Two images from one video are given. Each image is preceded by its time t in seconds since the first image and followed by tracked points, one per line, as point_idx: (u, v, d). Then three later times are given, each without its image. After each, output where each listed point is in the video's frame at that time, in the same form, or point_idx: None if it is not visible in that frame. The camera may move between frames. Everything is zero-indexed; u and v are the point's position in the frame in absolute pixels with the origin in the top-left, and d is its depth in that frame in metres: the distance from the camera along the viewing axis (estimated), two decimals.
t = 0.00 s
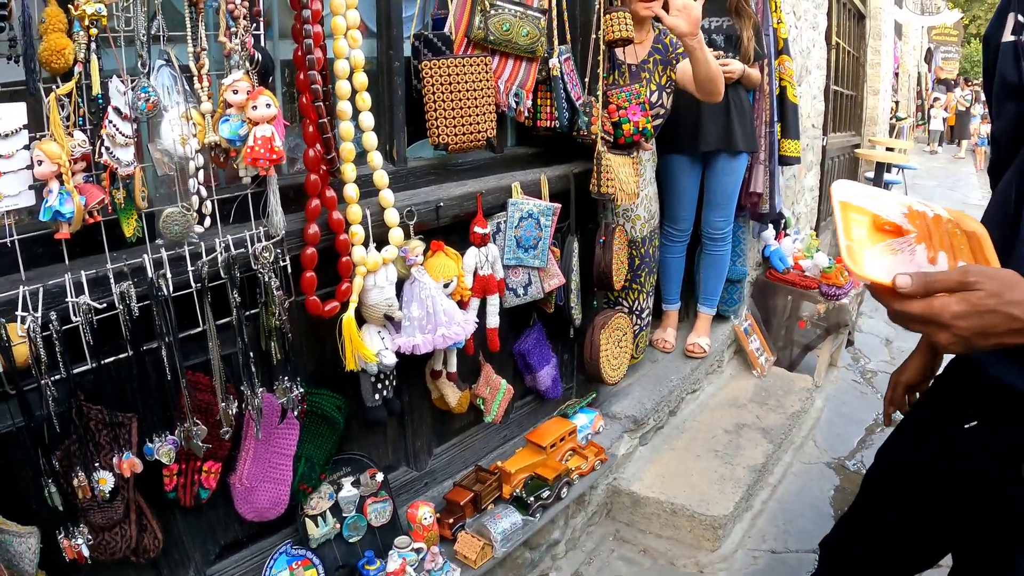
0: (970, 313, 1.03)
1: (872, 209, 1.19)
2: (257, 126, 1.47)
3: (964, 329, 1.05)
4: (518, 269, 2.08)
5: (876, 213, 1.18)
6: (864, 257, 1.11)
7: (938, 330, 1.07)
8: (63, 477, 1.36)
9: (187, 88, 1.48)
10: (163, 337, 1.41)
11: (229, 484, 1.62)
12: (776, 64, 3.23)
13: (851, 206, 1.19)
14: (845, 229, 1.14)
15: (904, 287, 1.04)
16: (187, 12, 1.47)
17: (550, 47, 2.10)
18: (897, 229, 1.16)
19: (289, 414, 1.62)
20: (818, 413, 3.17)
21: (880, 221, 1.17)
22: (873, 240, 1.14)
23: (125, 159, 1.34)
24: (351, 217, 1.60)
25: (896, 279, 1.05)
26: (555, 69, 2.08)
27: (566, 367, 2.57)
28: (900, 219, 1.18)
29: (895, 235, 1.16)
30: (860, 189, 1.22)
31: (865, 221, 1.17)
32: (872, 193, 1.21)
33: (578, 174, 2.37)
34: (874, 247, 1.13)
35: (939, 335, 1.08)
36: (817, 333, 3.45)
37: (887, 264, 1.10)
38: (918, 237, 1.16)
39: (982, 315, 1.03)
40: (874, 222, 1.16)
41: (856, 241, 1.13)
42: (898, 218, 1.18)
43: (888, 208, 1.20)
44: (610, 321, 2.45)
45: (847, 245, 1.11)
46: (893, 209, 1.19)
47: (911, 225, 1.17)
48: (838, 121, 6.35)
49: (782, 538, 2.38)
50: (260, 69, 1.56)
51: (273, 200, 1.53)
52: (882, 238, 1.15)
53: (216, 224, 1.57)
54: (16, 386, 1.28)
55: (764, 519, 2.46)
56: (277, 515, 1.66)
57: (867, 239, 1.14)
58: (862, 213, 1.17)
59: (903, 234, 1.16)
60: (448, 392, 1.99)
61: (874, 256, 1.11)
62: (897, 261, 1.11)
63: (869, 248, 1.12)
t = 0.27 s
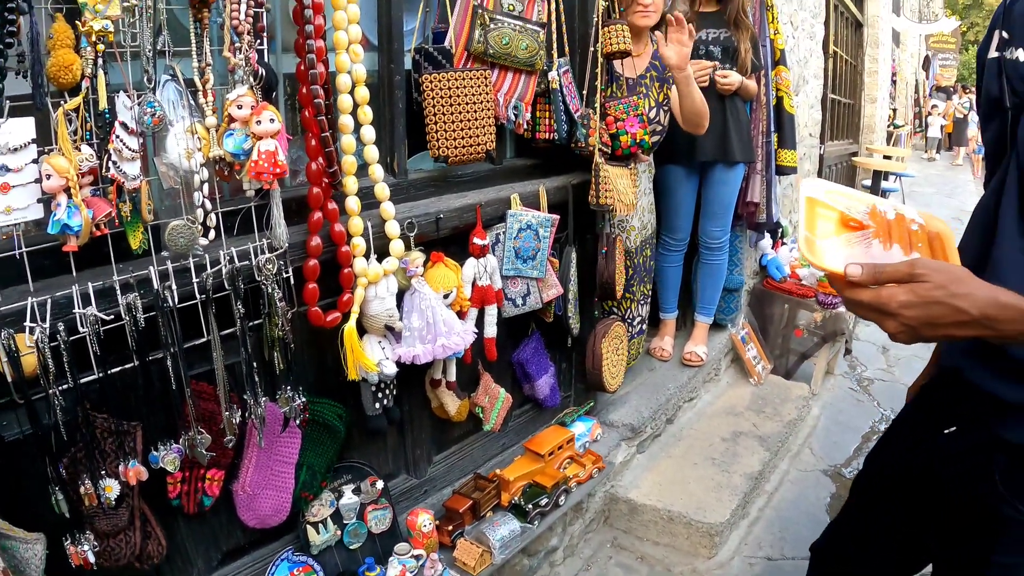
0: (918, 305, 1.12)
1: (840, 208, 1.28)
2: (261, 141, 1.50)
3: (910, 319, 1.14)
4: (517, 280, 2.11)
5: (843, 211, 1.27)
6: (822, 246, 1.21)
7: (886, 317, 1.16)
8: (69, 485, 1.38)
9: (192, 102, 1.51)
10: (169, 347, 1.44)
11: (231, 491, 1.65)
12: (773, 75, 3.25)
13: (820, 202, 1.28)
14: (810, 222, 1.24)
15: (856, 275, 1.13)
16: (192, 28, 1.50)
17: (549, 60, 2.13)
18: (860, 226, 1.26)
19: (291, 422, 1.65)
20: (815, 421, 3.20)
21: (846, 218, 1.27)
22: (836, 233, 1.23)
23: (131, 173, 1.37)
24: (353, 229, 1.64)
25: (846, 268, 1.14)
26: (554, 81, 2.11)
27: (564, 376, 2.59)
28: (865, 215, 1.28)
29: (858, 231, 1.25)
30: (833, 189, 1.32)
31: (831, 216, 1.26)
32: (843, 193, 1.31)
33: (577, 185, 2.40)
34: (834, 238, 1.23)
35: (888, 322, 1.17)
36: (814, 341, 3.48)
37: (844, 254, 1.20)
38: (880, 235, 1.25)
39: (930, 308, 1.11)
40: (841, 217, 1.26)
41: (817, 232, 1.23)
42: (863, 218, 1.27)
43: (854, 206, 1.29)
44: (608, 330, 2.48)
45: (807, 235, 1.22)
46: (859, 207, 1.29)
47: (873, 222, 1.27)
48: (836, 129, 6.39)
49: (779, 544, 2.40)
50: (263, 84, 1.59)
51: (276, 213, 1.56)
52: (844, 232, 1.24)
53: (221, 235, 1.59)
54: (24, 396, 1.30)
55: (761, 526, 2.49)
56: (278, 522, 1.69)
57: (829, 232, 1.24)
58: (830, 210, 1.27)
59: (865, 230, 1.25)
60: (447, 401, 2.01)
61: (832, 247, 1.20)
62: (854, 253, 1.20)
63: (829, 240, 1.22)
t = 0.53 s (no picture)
0: (901, 314, 1.16)
1: (834, 220, 1.32)
2: (277, 154, 1.53)
3: (893, 327, 1.18)
4: (522, 290, 2.14)
5: (837, 224, 1.31)
6: (812, 263, 1.26)
7: (871, 326, 1.21)
8: (87, 489, 1.42)
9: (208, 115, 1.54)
10: (184, 355, 1.47)
11: (242, 496, 1.68)
12: (774, 87, 3.30)
13: (814, 216, 1.32)
14: (801, 239, 1.29)
15: (842, 287, 1.19)
16: (209, 42, 1.53)
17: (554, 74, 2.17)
18: (851, 240, 1.29)
19: (302, 429, 1.68)
20: (814, 429, 3.23)
21: (838, 231, 1.30)
22: (827, 248, 1.28)
23: (150, 184, 1.40)
24: (363, 240, 1.67)
25: (834, 281, 1.20)
26: (560, 95, 2.15)
27: (567, 384, 2.62)
28: (857, 227, 1.31)
29: (848, 244, 1.29)
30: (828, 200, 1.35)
31: (824, 231, 1.31)
32: (837, 205, 1.34)
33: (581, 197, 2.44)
34: (826, 254, 1.28)
35: (872, 331, 1.21)
36: (813, 350, 3.50)
37: (834, 268, 1.26)
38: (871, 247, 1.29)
39: (912, 317, 1.16)
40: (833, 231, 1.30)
41: (808, 249, 1.28)
42: (856, 229, 1.31)
43: (848, 217, 1.32)
44: (611, 339, 2.52)
45: (798, 253, 1.27)
46: (852, 219, 1.31)
47: (864, 234, 1.30)
48: (834, 139, 6.44)
49: (779, 551, 2.43)
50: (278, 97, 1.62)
51: (290, 224, 1.59)
52: (835, 247, 1.29)
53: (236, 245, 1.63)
54: (44, 403, 1.33)
55: (761, 533, 2.52)
56: (288, 527, 1.72)
57: (820, 248, 1.29)
58: (823, 223, 1.31)
59: (856, 243, 1.29)
60: (454, 409, 2.04)
61: (822, 264, 1.26)
62: (843, 267, 1.26)
63: (820, 256, 1.27)
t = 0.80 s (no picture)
0: (910, 330, 1.19)
1: (841, 244, 1.36)
2: (300, 167, 1.57)
3: (903, 345, 1.20)
4: (532, 300, 2.19)
5: (844, 247, 1.35)
6: (824, 284, 1.29)
7: (883, 344, 1.23)
8: (112, 495, 1.45)
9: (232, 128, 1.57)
10: (208, 364, 1.50)
11: (260, 502, 1.71)
12: (776, 99, 3.37)
13: (822, 240, 1.36)
14: (813, 262, 1.32)
15: (855, 309, 1.21)
16: (234, 58, 1.56)
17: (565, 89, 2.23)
18: (860, 262, 1.33)
19: (320, 436, 1.72)
20: (815, 436, 3.28)
21: (847, 255, 1.34)
22: (837, 270, 1.32)
23: (177, 197, 1.43)
24: (381, 251, 1.71)
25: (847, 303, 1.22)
26: (570, 109, 2.20)
27: (573, 392, 2.65)
28: (864, 250, 1.35)
29: (856, 266, 1.33)
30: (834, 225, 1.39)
31: (833, 254, 1.34)
32: (844, 229, 1.38)
33: (589, 209, 2.49)
34: (836, 277, 1.31)
35: (884, 350, 1.23)
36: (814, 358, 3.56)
37: (845, 289, 1.29)
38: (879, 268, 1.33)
39: (921, 335, 1.18)
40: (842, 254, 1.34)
41: (820, 271, 1.31)
42: (863, 252, 1.35)
43: (854, 241, 1.37)
44: (615, 348, 2.56)
45: (811, 274, 1.30)
46: (859, 242, 1.36)
47: (872, 257, 1.35)
48: (834, 149, 6.51)
49: (780, 556, 2.47)
50: (299, 112, 1.66)
51: (310, 236, 1.63)
52: (845, 269, 1.32)
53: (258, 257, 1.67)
54: (73, 411, 1.36)
55: (762, 539, 2.56)
56: (304, 532, 1.76)
57: (831, 270, 1.32)
58: (832, 247, 1.35)
59: (864, 265, 1.33)
60: (464, 416, 2.09)
61: (834, 285, 1.29)
62: (854, 287, 1.29)
63: (831, 278, 1.30)
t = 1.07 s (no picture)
0: (917, 333, 1.21)
1: (850, 253, 1.38)
2: (321, 182, 1.63)
3: (911, 348, 1.23)
4: (540, 310, 2.24)
5: (853, 256, 1.37)
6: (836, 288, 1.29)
7: (890, 347, 1.24)
8: (137, 502, 1.48)
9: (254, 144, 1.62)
10: (231, 373, 1.55)
11: (276, 508, 1.74)
12: (776, 112, 3.44)
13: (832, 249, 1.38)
14: (824, 267, 1.33)
15: (865, 312, 1.22)
16: (255, 75, 1.57)
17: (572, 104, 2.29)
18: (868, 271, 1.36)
19: (336, 444, 1.77)
20: (813, 443, 3.33)
21: (856, 263, 1.36)
22: (848, 276, 1.33)
23: (203, 212, 1.47)
24: (396, 263, 1.75)
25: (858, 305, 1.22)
26: (577, 124, 2.26)
27: (577, 401, 2.70)
28: (871, 260, 1.39)
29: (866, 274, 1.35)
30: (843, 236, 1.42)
31: (843, 261, 1.36)
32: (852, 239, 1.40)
33: (594, 221, 2.54)
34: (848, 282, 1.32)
35: (892, 351, 1.25)
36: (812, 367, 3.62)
37: (857, 294, 1.29)
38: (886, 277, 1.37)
39: (928, 338, 1.21)
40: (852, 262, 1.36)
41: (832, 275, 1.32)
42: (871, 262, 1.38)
43: (862, 251, 1.40)
44: (617, 357, 2.60)
45: (824, 278, 1.30)
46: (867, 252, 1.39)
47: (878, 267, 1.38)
48: (832, 159, 6.59)
49: (781, 562, 2.52)
50: (319, 127, 1.71)
51: (329, 249, 1.68)
52: (855, 276, 1.34)
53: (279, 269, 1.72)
54: (101, 419, 1.40)
55: (763, 545, 2.61)
56: (319, 538, 1.79)
57: (842, 275, 1.33)
58: (842, 255, 1.37)
59: (872, 273, 1.36)
60: (474, 424, 2.13)
61: (846, 289, 1.29)
62: (865, 292, 1.30)
63: (843, 282, 1.31)
